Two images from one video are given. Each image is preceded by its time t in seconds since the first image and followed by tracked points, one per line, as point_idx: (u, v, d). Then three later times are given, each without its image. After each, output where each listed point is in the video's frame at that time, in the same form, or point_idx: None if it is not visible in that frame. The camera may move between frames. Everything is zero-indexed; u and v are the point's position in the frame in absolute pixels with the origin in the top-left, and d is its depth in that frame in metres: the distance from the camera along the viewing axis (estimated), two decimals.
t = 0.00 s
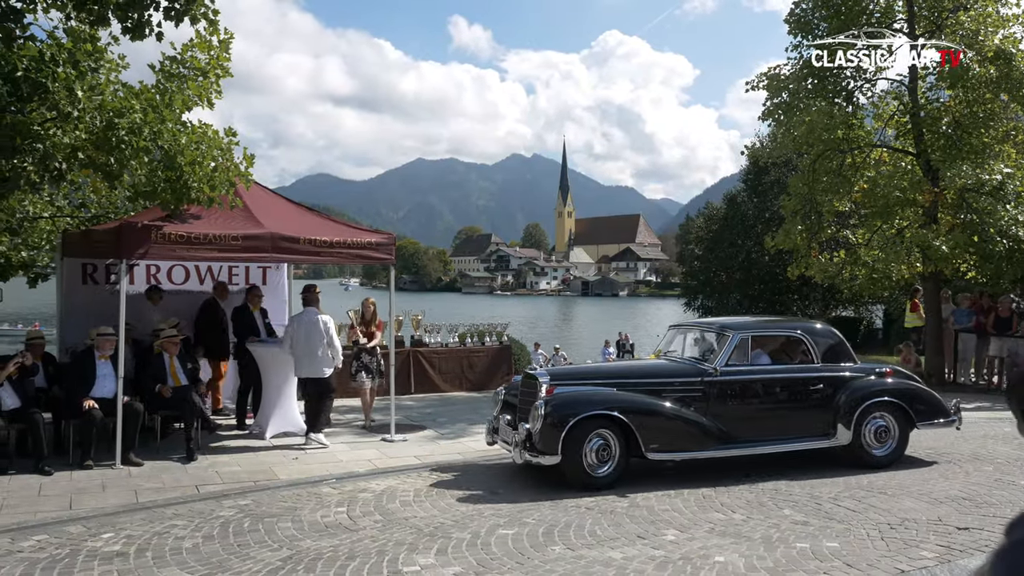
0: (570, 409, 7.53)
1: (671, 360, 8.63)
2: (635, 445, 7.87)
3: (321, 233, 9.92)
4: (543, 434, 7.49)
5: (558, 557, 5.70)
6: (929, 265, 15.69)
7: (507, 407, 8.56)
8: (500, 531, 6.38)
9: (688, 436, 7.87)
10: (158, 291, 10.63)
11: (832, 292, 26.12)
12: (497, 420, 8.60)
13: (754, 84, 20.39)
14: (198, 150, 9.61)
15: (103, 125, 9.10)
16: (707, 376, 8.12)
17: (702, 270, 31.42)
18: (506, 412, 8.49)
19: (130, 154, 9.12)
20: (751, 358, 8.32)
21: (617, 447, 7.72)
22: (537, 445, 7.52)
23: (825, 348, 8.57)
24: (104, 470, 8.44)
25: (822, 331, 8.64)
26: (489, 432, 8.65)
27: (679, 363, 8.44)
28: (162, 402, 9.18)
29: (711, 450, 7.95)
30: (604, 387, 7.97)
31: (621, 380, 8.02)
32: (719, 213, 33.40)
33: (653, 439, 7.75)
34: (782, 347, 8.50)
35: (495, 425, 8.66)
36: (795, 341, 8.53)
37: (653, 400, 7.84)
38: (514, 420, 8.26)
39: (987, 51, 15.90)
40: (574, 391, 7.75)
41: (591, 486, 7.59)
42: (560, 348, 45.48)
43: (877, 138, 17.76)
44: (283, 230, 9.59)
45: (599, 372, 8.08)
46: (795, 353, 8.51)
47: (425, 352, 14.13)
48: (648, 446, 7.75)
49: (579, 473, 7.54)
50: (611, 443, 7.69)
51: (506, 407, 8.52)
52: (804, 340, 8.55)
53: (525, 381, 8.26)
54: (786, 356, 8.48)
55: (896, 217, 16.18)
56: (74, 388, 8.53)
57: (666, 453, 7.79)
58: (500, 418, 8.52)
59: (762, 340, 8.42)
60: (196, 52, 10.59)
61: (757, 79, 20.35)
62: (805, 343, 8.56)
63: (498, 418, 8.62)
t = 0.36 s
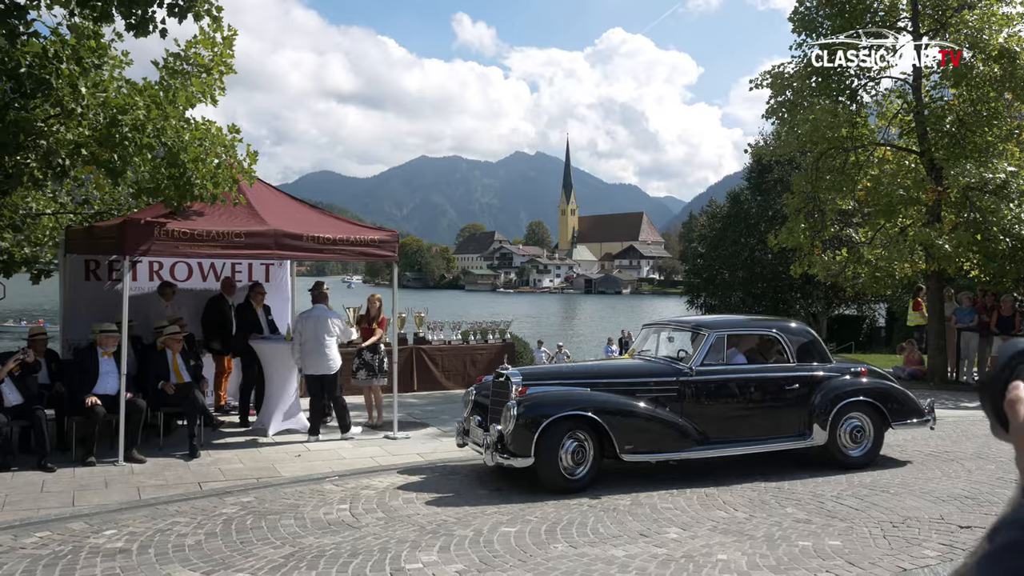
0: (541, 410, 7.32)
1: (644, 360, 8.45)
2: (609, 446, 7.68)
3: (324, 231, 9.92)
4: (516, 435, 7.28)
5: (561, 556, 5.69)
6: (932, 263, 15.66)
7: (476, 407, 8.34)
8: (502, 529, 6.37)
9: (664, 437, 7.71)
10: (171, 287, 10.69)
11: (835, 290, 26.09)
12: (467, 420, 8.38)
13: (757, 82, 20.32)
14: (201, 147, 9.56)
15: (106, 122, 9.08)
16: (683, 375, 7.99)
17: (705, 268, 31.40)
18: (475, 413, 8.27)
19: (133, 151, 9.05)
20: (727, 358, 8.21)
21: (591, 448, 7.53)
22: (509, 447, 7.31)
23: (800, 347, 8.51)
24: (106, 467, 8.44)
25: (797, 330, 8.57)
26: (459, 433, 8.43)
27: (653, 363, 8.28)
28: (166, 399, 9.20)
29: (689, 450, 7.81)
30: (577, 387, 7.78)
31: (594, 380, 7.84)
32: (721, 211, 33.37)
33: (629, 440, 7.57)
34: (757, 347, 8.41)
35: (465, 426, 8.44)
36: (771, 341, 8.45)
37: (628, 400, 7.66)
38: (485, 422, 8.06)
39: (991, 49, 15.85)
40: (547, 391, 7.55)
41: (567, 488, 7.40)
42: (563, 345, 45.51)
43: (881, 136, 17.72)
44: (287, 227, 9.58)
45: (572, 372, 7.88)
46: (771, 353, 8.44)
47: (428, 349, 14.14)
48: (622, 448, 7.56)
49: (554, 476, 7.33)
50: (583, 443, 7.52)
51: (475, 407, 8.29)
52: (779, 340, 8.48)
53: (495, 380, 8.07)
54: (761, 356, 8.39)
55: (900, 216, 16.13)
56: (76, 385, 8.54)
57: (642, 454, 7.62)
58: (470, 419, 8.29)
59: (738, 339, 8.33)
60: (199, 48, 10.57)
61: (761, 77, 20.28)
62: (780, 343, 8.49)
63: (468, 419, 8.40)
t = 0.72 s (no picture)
0: (516, 412, 7.25)
1: (620, 360, 8.41)
2: (585, 448, 7.61)
3: (325, 229, 9.93)
4: (490, 438, 7.19)
5: (561, 555, 5.68)
6: (933, 263, 15.66)
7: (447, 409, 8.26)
8: (503, 528, 6.37)
9: (641, 439, 7.64)
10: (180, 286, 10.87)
11: (835, 290, 26.12)
12: (438, 422, 8.29)
13: (758, 81, 20.28)
14: (202, 145, 9.61)
15: (107, 120, 9.07)
16: (660, 376, 7.96)
17: (706, 267, 31.41)
18: (446, 414, 8.19)
19: (135, 150, 9.04)
20: (703, 358, 8.20)
21: (566, 451, 7.45)
22: (482, 450, 7.22)
23: (776, 348, 8.49)
24: (106, 465, 8.43)
25: (773, 330, 8.56)
26: (429, 435, 8.34)
27: (628, 364, 8.23)
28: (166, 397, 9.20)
29: (666, 453, 7.74)
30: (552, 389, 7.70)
31: (568, 381, 7.79)
32: (722, 210, 33.35)
33: (605, 443, 7.50)
34: (733, 347, 8.39)
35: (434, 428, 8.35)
36: (748, 341, 8.44)
37: (603, 401, 7.60)
38: (455, 424, 8.00)
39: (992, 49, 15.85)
40: (522, 393, 7.47)
41: (544, 493, 7.30)
42: (564, 344, 45.53)
43: (881, 136, 17.73)
44: (288, 226, 9.59)
45: (546, 372, 7.80)
46: (747, 353, 8.42)
47: (428, 348, 14.15)
48: (599, 451, 7.50)
49: (530, 480, 7.24)
50: (557, 446, 7.44)
51: (445, 408, 8.22)
52: (756, 340, 8.46)
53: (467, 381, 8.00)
54: (737, 356, 8.38)
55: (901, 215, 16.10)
56: (78, 382, 8.56)
57: (618, 457, 7.56)
58: (441, 420, 8.21)
59: (715, 340, 8.30)
60: (200, 46, 10.57)
61: (762, 77, 20.23)
62: (756, 343, 8.48)
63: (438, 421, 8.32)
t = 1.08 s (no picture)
0: (490, 413, 7.18)
1: (596, 360, 8.36)
2: (561, 451, 7.54)
3: (326, 227, 9.93)
4: (463, 441, 7.14)
5: (561, 554, 5.67)
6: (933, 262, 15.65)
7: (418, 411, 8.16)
8: (502, 526, 6.37)
9: (616, 440, 7.57)
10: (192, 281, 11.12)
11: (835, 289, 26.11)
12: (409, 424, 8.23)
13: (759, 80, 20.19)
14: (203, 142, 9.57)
15: (107, 117, 9.08)
16: (637, 377, 7.94)
17: (705, 266, 31.41)
18: (417, 415, 8.13)
19: (135, 146, 9.08)
20: (680, 359, 8.13)
21: (542, 453, 7.39)
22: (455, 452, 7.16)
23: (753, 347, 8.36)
24: (106, 462, 8.44)
25: (750, 330, 8.44)
26: (400, 438, 8.28)
27: (605, 364, 8.19)
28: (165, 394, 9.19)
29: (645, 455, 7.61)
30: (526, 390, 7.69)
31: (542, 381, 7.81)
32: (722, 210, 33.34)
33: (581, 446, 7.42)
34: (710, 346, 8.29)
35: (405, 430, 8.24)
36: (724, 342, 8.33)
37: (575, 401, 7.51)
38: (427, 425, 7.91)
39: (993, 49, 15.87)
40: (497, 394, 7.41)
41: (520, 496, 7.26)
42: (563, 343, 45.53)
43: (882, 136, 17.67)
44: (288, 223, 9.60)
45: (519, 372, 7.81)
46: (723, 353, 8.34)
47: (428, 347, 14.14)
48: (575, 453, 7.42)
49: (506, 484, 7.20)
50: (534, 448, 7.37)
51: (416, 410, 8.17)
52: (732, 340, 8.36)
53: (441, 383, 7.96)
54: (714, 356, 8.30)
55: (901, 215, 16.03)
56: (77, 379, 8.55)
57: (595, 460, 7.48)
58: (412, 422, 8.14)
59: (692, 339, 8.22)
60: (201, 44, 10.55)
61: (763, 75, 20.16)
62: (732, 343, 8.38)
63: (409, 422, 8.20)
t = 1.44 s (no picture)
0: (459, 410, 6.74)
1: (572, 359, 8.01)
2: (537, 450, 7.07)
3: (325, 224, 9.92)
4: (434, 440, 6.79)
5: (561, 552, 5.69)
6: (932, 262, 15.68)
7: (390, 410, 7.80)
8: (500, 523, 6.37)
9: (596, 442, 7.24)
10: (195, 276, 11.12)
11: (835, 288, 26.15)
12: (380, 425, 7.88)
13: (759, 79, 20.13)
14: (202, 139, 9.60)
15: (106, 112, 9.09)
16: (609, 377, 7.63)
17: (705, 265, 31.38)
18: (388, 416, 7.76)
19: (134, 142, 9.14)
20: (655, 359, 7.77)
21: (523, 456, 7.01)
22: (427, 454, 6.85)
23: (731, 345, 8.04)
24: (104, 458, 8.44)
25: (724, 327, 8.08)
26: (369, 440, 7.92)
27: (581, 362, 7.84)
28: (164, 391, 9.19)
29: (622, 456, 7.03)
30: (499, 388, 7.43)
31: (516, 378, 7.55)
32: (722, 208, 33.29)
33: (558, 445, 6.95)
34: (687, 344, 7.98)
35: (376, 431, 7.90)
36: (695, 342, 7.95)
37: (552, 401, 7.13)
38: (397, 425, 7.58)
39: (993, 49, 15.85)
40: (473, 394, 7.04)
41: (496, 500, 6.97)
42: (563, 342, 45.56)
43: (882, 135, 17.60)
44: (287, 220, 9.58)
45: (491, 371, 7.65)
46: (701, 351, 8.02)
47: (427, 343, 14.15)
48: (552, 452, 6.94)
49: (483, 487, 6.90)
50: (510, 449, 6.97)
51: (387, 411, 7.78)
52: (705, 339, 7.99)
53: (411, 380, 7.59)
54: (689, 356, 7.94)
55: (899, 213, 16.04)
56: (77, 375, 8.56)
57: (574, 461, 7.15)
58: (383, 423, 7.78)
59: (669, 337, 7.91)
60: (200, 40, 10.54)
61: (763, 74, 20.15)
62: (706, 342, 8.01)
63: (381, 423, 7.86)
